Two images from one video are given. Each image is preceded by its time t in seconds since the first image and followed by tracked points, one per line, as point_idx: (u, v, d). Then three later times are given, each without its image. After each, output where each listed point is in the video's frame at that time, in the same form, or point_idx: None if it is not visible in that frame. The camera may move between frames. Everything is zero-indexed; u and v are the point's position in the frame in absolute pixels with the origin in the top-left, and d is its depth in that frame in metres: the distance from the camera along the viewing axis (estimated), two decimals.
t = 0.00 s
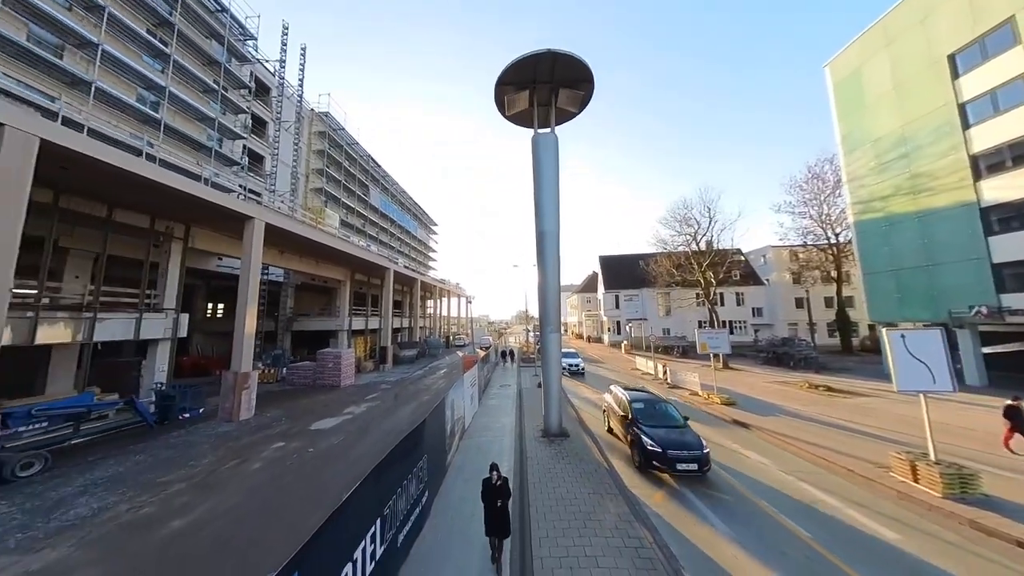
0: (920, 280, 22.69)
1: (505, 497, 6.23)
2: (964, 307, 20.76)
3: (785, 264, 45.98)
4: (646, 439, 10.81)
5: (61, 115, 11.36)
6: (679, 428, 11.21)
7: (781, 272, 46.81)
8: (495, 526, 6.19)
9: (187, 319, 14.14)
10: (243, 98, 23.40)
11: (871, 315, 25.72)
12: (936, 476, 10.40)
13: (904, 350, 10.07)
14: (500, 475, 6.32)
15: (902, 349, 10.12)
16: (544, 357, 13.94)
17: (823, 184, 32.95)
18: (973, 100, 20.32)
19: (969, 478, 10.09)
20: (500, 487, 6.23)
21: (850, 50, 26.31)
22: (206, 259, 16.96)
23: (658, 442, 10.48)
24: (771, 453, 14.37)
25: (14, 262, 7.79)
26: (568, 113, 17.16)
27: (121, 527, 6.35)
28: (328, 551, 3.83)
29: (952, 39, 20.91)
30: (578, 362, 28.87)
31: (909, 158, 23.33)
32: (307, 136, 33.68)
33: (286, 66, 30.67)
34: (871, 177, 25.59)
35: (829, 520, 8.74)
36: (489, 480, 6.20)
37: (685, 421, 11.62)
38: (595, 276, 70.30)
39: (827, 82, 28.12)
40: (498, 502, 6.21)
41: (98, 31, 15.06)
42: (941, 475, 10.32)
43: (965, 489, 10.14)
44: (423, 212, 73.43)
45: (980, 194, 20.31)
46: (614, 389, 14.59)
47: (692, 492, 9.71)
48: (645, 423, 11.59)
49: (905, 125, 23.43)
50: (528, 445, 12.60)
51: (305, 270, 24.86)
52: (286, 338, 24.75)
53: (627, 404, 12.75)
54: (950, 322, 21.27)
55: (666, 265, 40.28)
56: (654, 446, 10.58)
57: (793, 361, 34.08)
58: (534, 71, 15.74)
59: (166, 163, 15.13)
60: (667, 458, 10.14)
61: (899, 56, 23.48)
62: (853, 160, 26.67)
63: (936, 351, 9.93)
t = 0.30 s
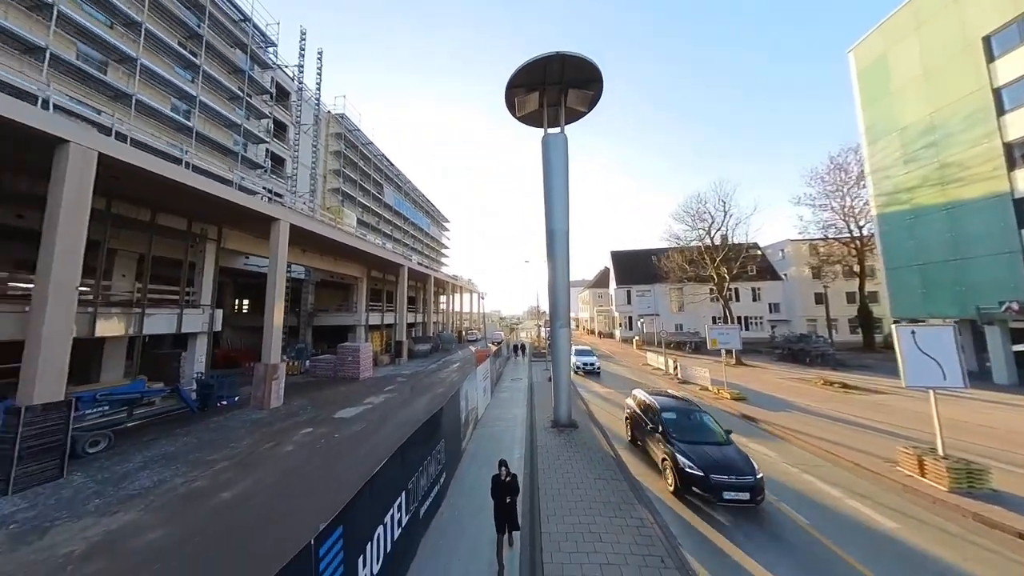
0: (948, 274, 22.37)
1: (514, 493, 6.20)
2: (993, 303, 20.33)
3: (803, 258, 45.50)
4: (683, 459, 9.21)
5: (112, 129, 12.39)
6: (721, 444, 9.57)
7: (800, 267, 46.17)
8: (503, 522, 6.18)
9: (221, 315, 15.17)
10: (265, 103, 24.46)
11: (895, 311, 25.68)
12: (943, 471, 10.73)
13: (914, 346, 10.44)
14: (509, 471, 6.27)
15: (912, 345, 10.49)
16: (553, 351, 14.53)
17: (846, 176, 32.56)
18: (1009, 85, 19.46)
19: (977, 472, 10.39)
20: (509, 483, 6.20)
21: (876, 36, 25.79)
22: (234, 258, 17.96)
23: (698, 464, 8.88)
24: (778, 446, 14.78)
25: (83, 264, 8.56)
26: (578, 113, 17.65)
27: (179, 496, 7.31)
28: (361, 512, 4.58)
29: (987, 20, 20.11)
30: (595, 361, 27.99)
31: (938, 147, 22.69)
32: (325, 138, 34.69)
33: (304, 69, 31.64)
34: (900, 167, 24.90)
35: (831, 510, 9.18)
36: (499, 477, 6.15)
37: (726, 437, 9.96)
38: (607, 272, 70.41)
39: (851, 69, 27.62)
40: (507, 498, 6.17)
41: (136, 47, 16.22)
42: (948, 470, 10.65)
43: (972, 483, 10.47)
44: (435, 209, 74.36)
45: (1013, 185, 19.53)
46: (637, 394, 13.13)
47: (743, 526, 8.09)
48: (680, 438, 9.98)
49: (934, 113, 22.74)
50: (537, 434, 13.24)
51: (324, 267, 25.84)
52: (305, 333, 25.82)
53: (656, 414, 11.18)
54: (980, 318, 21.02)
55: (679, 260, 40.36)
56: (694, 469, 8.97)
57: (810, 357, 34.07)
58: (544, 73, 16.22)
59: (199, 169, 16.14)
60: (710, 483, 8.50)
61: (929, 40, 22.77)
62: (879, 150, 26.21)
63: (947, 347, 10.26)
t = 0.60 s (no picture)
0: (969, 269, 22.19)
1: (516, 484, 6.46)
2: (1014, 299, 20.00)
3: (818, 252, 45.04)
4: (726, 491, 6.99)
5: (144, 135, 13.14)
6: (773, 472, 7.40)
7: (814, 262, 45.81)
8: (505, 511, 6.43)
9: (245, 310, 16.04)
10: (280, 105, 25.25)
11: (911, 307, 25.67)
12: (943, 464, 10.87)
13: (916, 342, 10.78)
14: (511, 463, 6.56)
15: (915, 341, 10.83)
16: (559, 346, 15.07)
17: (863, 168, 31.98)
18: None
19: (976, 466, 10.54)
20: (510, 474, 6.48)
21: (894, 23, 25.15)
22: (254, 255, 18.78)
23: (747, 499, 6.71)
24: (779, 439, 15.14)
25: (124, 265, 9.35)
26: (584, 111, 18.01)
27: (216, 475, 8.12)
28: (382, 484, 5.18)
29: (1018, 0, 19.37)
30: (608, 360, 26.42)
31: (960, 137, 21.99)
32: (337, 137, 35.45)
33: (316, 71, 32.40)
34: (918, 159, 24.48)
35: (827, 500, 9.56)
36: (500, 468, 6.42)
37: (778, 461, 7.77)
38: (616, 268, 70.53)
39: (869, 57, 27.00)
40: (509, 489, 6.44)
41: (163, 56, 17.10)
42: (948, 463, 10.80)
43: (972, 477, 10.60)
44: (444, 206, 75.19)
45: None
46: (659, 400, 11.14)
47: None
48: (718, 461, 7.76)
49: (957, 101, 22.06)
50: (543, 426, 13.78)
51: (337, 264, 26.57)
52: (322, 327, 26.65)
53: (684, 427, 9.05)
54: (1001, 315, 20.90)
55: (687, 256, 40.42)
56: (739, 504, 6.81)
57: (823, 353, 33.91)
58: (550, 73, 16.63)
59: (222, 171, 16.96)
60: (767, 528, 6.32)
61: (953, 24, 22.10)
62: (898, 141, 25.67)
63: (951, 344, 10.48)
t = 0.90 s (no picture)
0: (983, 264, 22.19)
1: (515, 484, 6.25)
2: None
3: (829, 247, 44.67)
4: (787, 542, 5.04)
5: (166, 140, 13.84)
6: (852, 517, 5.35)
7: (826, 257, 45.52)
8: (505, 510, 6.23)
9: (263, 304, 16.78)
10: (292, 106, 25.89)
11: (923, 303, 25.66)
12: (938, 456, 11.01)
13: (915, 337, 11.04)
14: (510, 462, 6.32)
15: (914, 335, 11.09)
16: (563, 340, 15.55)
17: (878, 161, 31.75)
18: None
19: (971, 458, 10.67)
20: (509, 474, 6.24)
21: (912, 12, 24.87)
22: (269, 253, 19.47)
23: (820, 557, 4.73)
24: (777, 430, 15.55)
25: (153, 263, 9.95)
26: (587, 109, 18.32)
27: (241, 459, 8.77)
28: (397, 464, 5.65)
29: None
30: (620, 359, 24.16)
31: (976, 129, 21.94)
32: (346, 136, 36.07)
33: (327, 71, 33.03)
34: (935, 152, 24.35)
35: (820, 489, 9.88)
36: (499, 467, 6.21)
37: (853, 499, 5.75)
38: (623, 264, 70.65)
39: (884, 46, 26.86)
40: (507, 488, 6.23)
41: (181, 61, 17.79)
42: (943, 454, 10.92)
43: (966, 468, 10.71)
44: (451, 202, 75.73)
45: None
46: (684, 412, 9.07)
47: None
48: (770, 497, 5.77)
49: (973, 93, 21.96)
50: (547, 417, 14.26)
51: (348, 260, 27.18)
52: (334, 322, 27.37)
53: (718, 448, 7.06)
54: (1013, 310, 21.01)
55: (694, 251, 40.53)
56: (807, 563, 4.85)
57: (830, 350, 33.96)
58: (554, 73, 16.99)
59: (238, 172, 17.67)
60: None
61: (969, 14, 21.93)
62: (913, 134, 25.64)
63: (949, 338, 10.83)
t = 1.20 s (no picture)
0: (994, 260, 22.28)
1: (514, 472, 6.30)
2: None
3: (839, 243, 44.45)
4: None
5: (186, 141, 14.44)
6: None
7: (835, 254, 45.43)
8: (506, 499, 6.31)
9: (277, 300, 17.44)
10: (302, 107, 26.47)
11: (933, 299, 25.86)
12: (932, 446, 10.98)
13: (913, 330, 11.32)
14: (511, 451, 6.34)
15: (912, 329, 11.36)
16: (567, 334, 16.00)
17: (889, 156, 31.67)
18: None
19: (965, 447, 10.63)
20: (509, 462, 6.29)
21: (924, 4, 24.88)
22: (281, 250, 20.10)
23: None
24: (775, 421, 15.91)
25: (176, 258, 10.50)
26: (590, 107, 18.63)
27: (261, 443, 9.39)
28: (409, 443, 6.10)
29: None
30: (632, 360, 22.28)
31: (989, 123, 21.98)
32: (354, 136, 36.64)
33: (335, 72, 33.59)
34: (946, 145, 24.41)
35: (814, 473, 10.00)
36: (500, 455, 6.25)
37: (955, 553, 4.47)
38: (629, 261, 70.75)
39: (896, 39, 26.85)
40: (507, 476, 6.28)
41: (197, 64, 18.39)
42: (937, 444, 10.88)
43: (960, 458, 10.67)
44: (456, 200, 76.11)
45: None
46: (715, 425, 7.54)
47: None
48: (858, 555, 4.39)
49: (985, 86, 21.95)
50: (551, 408, 14.74)
51: (356, 257, 27.72)
52: (343, 318, 27.93)
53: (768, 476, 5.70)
54: None
55: (699, 248, 40.67)
56: None
57: (836, 346, 34.03)
58: (558, 73, 17.35)
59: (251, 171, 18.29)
60: None
61: (983, 6, 21.89)
62: (924, 128, 25.72)
63: (947, 330, 11.01)
